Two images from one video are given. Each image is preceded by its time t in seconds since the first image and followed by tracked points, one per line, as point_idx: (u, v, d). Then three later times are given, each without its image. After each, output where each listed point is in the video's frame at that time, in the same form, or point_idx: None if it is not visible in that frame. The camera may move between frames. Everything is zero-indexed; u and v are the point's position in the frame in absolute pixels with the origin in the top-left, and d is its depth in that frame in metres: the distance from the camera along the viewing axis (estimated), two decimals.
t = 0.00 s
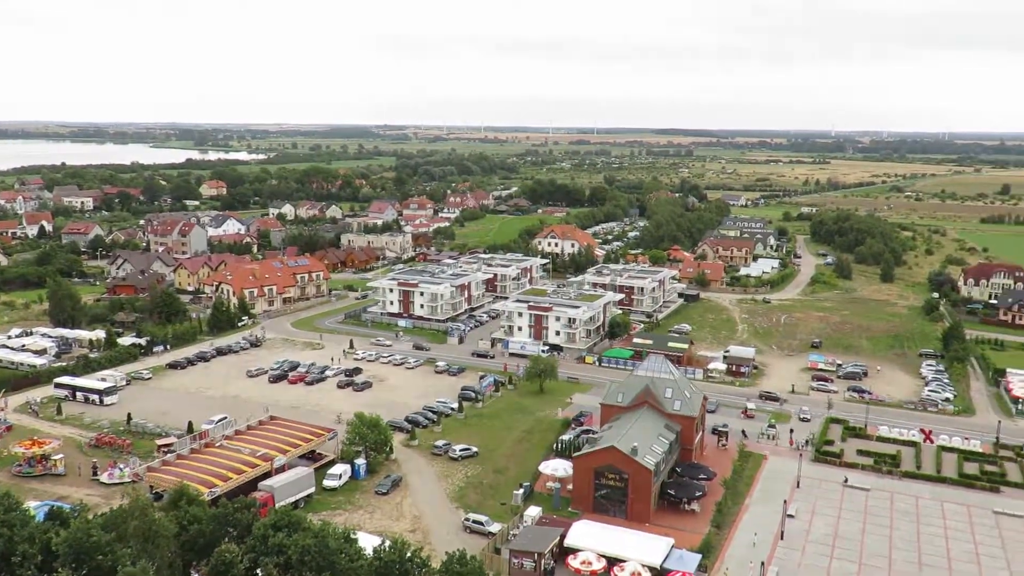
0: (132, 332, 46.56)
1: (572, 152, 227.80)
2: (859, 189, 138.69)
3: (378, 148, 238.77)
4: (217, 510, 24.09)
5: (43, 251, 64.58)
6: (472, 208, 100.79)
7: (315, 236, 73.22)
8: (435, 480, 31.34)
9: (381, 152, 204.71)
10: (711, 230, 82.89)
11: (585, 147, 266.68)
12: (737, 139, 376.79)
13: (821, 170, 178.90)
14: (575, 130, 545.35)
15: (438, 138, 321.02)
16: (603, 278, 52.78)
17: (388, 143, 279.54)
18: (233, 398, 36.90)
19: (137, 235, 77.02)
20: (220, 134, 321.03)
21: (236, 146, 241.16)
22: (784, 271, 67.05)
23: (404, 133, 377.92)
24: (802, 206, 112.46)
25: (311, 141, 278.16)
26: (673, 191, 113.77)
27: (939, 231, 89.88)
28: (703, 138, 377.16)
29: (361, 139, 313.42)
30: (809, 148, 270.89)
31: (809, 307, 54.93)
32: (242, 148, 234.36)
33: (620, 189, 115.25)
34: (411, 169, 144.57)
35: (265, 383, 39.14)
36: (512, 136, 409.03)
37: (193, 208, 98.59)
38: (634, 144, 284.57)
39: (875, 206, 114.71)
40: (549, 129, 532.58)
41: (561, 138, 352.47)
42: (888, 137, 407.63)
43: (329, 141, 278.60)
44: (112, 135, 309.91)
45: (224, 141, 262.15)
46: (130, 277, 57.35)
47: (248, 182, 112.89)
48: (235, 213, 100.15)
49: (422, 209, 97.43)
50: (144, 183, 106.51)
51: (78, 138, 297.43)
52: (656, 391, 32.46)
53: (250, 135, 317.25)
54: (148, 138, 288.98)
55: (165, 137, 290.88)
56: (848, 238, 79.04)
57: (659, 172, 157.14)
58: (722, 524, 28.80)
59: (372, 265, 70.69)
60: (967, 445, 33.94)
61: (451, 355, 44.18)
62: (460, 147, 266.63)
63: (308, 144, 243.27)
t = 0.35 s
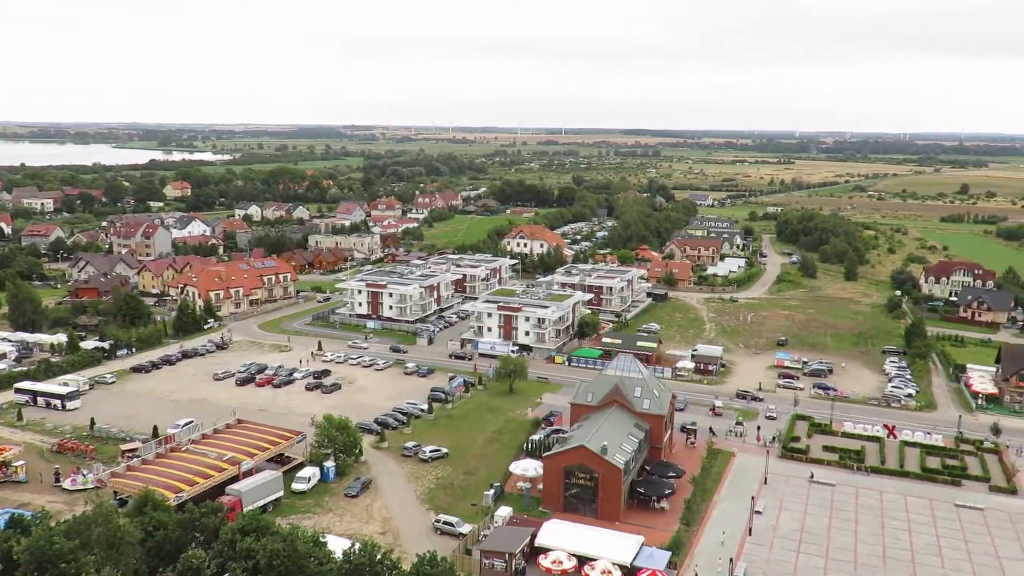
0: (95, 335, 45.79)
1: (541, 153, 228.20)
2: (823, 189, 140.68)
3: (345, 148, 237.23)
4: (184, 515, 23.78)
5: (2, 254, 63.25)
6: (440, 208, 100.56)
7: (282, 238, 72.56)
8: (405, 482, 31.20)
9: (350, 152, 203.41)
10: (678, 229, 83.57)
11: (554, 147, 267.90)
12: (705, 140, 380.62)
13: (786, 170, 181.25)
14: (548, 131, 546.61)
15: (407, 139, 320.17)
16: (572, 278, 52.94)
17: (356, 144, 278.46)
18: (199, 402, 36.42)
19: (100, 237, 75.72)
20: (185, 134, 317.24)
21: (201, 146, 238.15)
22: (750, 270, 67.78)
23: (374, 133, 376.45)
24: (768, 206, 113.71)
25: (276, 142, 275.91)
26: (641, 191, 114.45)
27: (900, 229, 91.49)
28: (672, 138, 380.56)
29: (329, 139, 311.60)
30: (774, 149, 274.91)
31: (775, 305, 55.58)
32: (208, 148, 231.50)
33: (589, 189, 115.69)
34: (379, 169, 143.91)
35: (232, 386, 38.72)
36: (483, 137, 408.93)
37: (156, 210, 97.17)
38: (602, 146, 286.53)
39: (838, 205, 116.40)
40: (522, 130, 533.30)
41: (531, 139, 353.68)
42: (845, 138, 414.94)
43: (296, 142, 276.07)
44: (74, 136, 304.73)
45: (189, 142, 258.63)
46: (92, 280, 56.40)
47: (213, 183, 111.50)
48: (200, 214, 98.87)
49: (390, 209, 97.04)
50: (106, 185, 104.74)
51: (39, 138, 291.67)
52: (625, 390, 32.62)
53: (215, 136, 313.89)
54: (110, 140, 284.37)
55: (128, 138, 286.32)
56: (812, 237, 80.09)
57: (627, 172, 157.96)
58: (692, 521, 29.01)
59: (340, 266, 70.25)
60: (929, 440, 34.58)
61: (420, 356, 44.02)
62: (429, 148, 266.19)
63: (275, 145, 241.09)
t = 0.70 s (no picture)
0: (62, 339, 45.05)
1: (513, 154, 228.36)
2: (793, 189, 142.22)
3: (317, 149, 235.52)
4: (154, 521, 23.45)
5: None
6: (413, 210, 100.28)
7: (253, 240, 71.94)
8: (379, 484, 31.04)
9: (322, 154, 202.09)
10: (650, 230, 84.06)
11: (526, 148, 268.17)
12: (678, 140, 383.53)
13: (757, 170, 183.15)
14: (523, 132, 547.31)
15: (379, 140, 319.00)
16: (545, 278, 53.04)
17: (328, 143, 276.81)
18: (168, 406, 35.99)
19: (66, 240, 74.53)
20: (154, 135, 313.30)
21: (169, 147, 235.14)
22: (722, 270, 68.37)
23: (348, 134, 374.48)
24: (738, 206, 114.76)
25: (247, 142, 273.36)
26: (613, 191, 114.96)
27: (867, 229, 92.76)
28: (645, 139, 383.00)
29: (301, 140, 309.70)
30: (745, 150, 277.71)
31: (746, 304, 56.10)
32: (176, 150, 228.54)
33: (561, 189, 115.95)
34: (351, 171, 143.11)
35: (203, 390, 38.28)
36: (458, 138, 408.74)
37: (124, 212, 95.82)
38: (575, 146, 287.35)
39: (807, 205, 117.78)
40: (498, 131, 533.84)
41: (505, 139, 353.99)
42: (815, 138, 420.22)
43: (267, 143, 273.83)
44: (36, 137, 299.81)
45: (158, 142, 255.19)
46: (58, 284, 55.52)
47: (182, 185, 110.15)
48: (169, 216, 97.71)
49: (362, 211, 96.59)
50: (71, 186, 103.07)
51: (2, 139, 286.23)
52: (599, 390, 32.73)
53: (185, 136, 310.52)
54: (77, 141, 279.85)
55: (95, 139, 282.16)
56: (782, 236, 80.93)
57: (599, 173, 158.62)
58: (666, 519, 29.17)
59: (312, 268, 69.81)
60: (898, 436, 35.08)
61: (394, 358, 43.86)
62: (401, 148, 265.22)
63: (245, 147, 238.77)
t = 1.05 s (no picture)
0: (30, 345, 44.36)
1: (488, 154, 228.39)
2: (765, 188, 143.56)
3: (290, 150, 233.95)
4: (126, 529, 23.15)
5: None
6: (387, 211, 99.98)
7: (226, 243, 71.37)
8: (355, 487, 30.87)
9: (295, 155, 200.85)
10: (624, 230, 84.44)
11: (501, 149, 268.40)
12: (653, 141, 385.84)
13: (730, 170, 184.61)
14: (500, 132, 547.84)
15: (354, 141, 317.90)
16: (521, 279, 53.09)
17: (301, 145, 275.24)
18: (140, 412, 35.57)
19: (34, 244, 73.43)
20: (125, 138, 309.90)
21: (139, 150, 232.39)
22: (695, 269, 68.85)
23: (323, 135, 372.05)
24: (711, 206, 115.59)
25: (218, 144, 271.14)
26: (587, 192, 115.33)
27: (838, 227, 93.80)
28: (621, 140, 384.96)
29: (274, 141, 307.22)
30: (718, 149, 280.18)
31: (720, 303, 56.52)
32: (146, 152, 225.97)
33: (535, 190, 116.14)
34: (324, 172, 142.33)
35: (176, 395, 37.87)
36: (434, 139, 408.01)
37: (93, 215, 94.64)
38: (550, 147, 287.94)
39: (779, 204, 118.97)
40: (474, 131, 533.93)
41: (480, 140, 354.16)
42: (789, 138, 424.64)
43: (239, 145, 271.95)
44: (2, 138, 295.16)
45: (127, 144, 252.15)
46: (26, 288, 54.69)
47: (153, 187, 108.89)
48: (140, 219, 96.62)
49: (336, 213, 96.12)
50: (39, 189, 101.55)
51: None
52: (575, 390, 32.81)
53: (156, 138, 307.05)
54: (44, 143, 275.82)
55: (63, 141, 278.07)
56: (755, 235, 81.54)
57: (574, 174, 159.12)
58: (642, 518, 29.29)
59: (285, 271, 69.37)
60: (869, 432, 35.47)
61: (369, 360, 43.69)
62: (375, 149, 264.24)
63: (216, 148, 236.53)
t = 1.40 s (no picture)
0: None
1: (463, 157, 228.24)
2: (738, 189, 144.98)
3: (263, 154, 232.17)
4: (98, 537, 22.81)
5: None
6: (361, 214, 99.58)
7: (197, 247, 70.70)
8: (331, 492, 30.68)
9: (269, 159, 199.46)
10: (598, 231, 84.77)
11: (476, 152, 268.67)
12: (628, 142, 388.25)
13: (703, 171, 186.02)
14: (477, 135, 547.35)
15: (327, 144, 316.39)
16: (496, 281, 53.11)
17: (273, 149, 273.13)
18: (110, 420, 35.12)
19: None
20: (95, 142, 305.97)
21: (109, 153, 229.27)
22: (669, 270, 69.27)
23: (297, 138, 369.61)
24: (685, 207, 116.32)
25: (188, 148, 268.39)
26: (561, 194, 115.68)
27: (810, 227, 94.84)
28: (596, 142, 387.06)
29: (247, 145, 305.15)
30: (692, 151, 282.57)
31: (694, 303, 56.91)
32: (116, 156, 223.09)
33: (510, 192, 116.26)
34: (297, 176, 141.55)
35: (147, 402, 37.42)
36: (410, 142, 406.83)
37: (61, 221, 93.30)
38: (523, 149, 288.37)
39: (751, 204, 120.13)
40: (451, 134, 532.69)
41: (456, 142, 354.32)
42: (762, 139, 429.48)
43: (209, 149, 269.55)
44: None
45: (96, 149, 248.73)
46: None
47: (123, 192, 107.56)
48: (109, 224, 95.38)
49: (309, 216, 95.55)
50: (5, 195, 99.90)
51: None
52: (550, 392, 32.88)
53: (127, 142, 303.50)
54: (10, 147, 271.43)
55: (28, 145, 274.88)
56: (728, 236, 82.18)
57: (548, 176, 159.51)
58: (619, 518, 29.36)
59: (258, 275, 68.83)
60: (842, 429, 35.88)
61: (344, 364, 43.47)
62: (350, 152, 263.30)
63: (188, 152, 234.12)
